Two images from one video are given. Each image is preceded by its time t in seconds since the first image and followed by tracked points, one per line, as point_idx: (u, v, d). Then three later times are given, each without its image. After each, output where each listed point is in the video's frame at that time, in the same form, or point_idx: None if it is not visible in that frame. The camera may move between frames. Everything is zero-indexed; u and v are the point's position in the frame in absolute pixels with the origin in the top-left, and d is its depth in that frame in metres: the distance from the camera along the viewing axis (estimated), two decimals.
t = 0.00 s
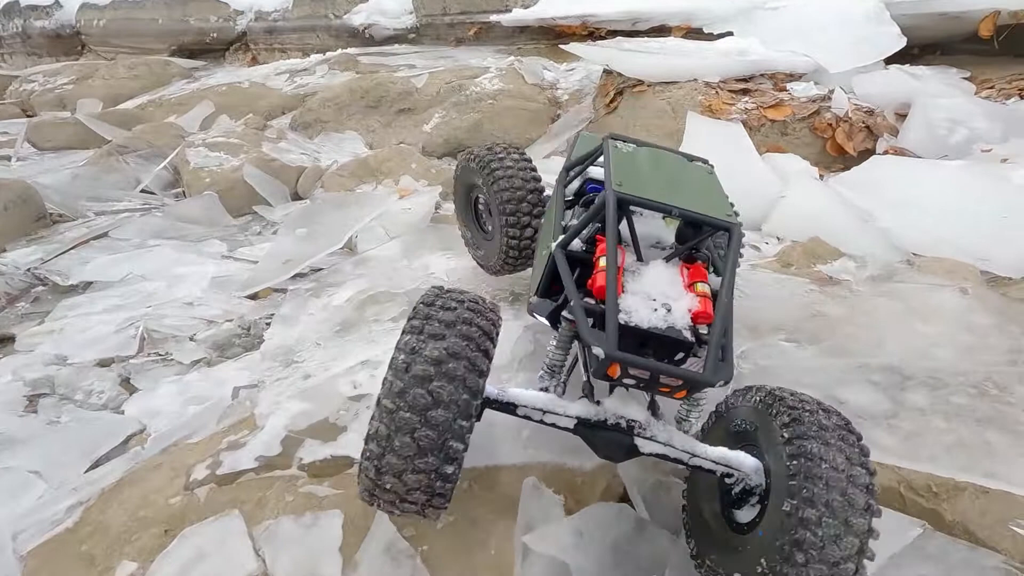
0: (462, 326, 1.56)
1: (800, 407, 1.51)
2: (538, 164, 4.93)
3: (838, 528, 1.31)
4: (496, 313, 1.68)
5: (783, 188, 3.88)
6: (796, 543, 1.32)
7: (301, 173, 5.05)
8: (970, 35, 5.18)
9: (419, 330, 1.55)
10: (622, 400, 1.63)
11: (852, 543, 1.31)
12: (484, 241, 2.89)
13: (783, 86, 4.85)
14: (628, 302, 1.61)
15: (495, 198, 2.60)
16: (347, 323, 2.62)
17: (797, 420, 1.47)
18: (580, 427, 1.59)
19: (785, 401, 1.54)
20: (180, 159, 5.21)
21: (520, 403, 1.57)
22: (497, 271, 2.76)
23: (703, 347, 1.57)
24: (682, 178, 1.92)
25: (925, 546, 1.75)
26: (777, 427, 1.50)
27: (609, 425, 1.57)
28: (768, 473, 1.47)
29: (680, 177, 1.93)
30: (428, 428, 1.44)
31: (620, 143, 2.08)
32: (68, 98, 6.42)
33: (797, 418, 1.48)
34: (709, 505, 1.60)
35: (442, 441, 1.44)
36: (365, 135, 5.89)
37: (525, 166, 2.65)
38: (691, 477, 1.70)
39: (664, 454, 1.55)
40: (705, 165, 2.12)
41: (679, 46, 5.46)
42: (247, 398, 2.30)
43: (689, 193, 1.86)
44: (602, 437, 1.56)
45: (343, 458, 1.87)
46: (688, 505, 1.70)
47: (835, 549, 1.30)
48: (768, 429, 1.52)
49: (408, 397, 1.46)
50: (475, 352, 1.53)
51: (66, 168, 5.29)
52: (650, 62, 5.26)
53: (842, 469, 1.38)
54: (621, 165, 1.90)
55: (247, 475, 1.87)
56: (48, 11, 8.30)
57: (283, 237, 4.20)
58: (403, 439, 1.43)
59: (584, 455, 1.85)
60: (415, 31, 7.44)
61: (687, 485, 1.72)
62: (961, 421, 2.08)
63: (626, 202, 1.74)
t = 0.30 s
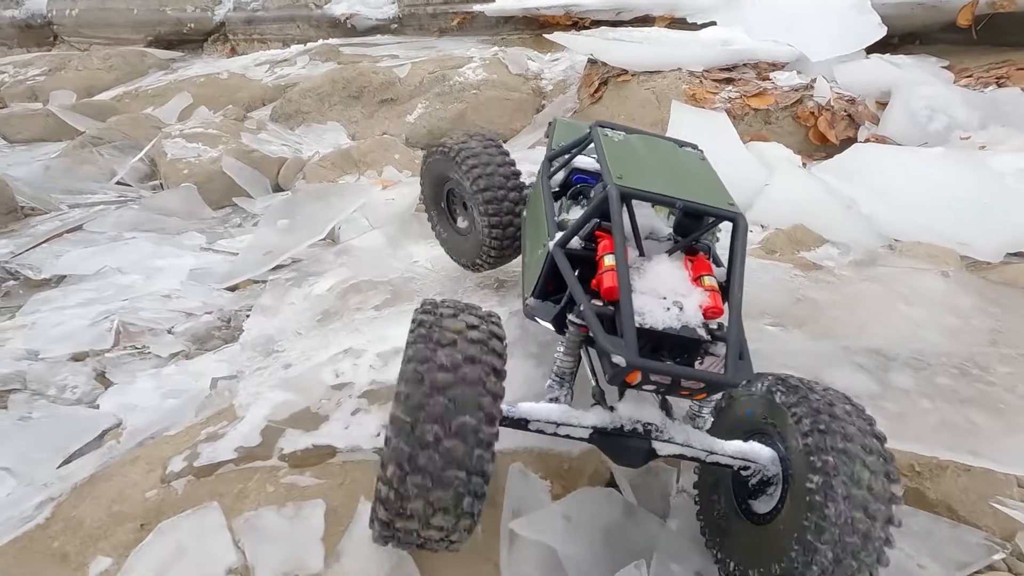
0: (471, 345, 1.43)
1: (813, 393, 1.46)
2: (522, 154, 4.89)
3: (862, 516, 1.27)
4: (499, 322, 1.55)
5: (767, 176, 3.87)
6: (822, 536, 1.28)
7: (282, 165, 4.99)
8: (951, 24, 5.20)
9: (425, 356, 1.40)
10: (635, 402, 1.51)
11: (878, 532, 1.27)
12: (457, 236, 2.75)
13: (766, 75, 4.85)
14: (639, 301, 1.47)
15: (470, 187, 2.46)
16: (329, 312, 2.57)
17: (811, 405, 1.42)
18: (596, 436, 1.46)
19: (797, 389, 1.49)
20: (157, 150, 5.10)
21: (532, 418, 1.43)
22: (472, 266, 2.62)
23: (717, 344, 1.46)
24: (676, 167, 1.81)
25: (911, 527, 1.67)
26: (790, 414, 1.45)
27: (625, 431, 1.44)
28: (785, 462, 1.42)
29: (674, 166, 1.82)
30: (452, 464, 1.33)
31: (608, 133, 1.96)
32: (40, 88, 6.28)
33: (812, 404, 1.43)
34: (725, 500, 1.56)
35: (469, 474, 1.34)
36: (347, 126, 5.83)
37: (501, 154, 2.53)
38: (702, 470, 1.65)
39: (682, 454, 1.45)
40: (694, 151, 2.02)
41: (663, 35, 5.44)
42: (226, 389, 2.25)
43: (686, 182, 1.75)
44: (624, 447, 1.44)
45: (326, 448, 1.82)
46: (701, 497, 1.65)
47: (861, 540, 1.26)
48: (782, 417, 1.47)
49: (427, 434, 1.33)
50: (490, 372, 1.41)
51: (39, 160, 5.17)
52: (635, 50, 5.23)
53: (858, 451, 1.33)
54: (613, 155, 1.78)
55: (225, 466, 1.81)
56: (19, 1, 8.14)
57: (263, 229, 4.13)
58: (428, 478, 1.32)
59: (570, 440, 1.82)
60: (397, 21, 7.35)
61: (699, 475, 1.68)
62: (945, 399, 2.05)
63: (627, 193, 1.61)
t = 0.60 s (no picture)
0: (424, 328, 1.33)
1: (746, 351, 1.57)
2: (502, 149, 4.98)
3: (786, 459, 1.41)
4: (456, 294, 1.47)
5: (744, 166, 3.99)
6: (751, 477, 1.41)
7: (267, 159, 5.06)
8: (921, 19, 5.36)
9: (377, 339, 1.32)
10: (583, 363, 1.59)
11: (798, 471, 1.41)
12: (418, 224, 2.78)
13: (744, 69, 4.98)
14: (578, 268, 1.51)
15: (425, 180, 2.46)
16: (319, 296, 2.65)
17: (744, 361, 1.54)
18: (549, 396, 1.54)
19: (732, 346, 1.60)
20: (141, 143, 5.13)
21: (487, 379, 1.49)
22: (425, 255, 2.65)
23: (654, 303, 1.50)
24: (617, 141, 1.83)
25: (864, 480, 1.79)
26: (726, 369, 1.56)
27: (575, 389, 1.52)
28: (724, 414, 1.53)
29: (614, 139, 1.83)
30: (402, 449, 1.28)
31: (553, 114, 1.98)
32: (18, 82, 6.24)
33: (744, 359, 1.54)
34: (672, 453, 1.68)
35: (418, 459, 1.30)
36: (331, 120, 5.89)
37: (458, 147, 2.52)
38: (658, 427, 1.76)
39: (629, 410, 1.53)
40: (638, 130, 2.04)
41: (643, 30, 5.55)
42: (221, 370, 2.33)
43: (626, 156, 1.77)
44: (574, 403, 1.52)
45: (318, 418, 1.91)
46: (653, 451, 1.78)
47: (784, 479, 1.40)
48: (719, 372, 1.58)
49: (376, 420, 1.28)
50: (443, 358, 1.31)
51: (21, 154, 5.18)
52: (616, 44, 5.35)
53: (785, 400, 1.46)
54: (554, 132, 1.78)
55: (221, 438, 1.90)
56: None
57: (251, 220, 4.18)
58: (377, 459, 1.29)
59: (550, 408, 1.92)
60: (381, 16, 7.40)
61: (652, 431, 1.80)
62: (899, 368, 2.20)
63: (567, 168, 1.62)
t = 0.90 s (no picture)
0: (462, 280, 1.44)
1: (763, 313, 1.64)
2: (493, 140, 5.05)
3: (806, 415, 1.49)
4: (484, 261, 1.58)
5: (736, 153, 4.08)
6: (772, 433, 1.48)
7: (262, 149, 5.00)
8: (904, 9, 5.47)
9: (418, 293, 1.42)
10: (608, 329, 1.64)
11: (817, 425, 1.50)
12: (432, 203, 2.87)
13: (733, 58, 5.06)
14: (605, 238, 1.56)
15: (447, 166, 2.55)
16: (328, 275, 2.70)
17: (762, 325, 1.60)
18: (576, 361, 1.59)
19: (748, 311, 1.67)
20: (132, 134, 5.11)
21: (517, 346, 1.54)
22: (445, 235, 2.78)
23: (677, 272, 1.56)
24: (633, 118, 1.90)
25: (864, 437, 1.88)
26: (744, 332, 1.63)
27: (602, 354, 1.57)
28: (741, 376, 1.60)
29: (629, 116, 1.91)
30: (451, 386, 1.36)
31: (568, 92, 2.03)
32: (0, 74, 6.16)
33: (762, 322, 1.61)
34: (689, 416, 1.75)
35: (466, 397, 1.38)
36: (323, 110, 5.90)
37: (474, 131, 2.59)
38: (671, 392, 1.84)
39: (652, 373, 1.59)
40: (648, 107, 2.11)
41: (633, 21, 5.62)
42: (236, 345, 2.38)
43: (642, 132, 1.83)
44: (602, 368, 1.57)
45: (340, 386, 1.97)
46: (669, 415, 1.85)
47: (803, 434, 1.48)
48: (737, 336, 1.66)
49: (424, 362, 1.36)
50: (481, 304, 1.42)
51: (10, 145, 5.14)
52: (607, 35, 5.42)
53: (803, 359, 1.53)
54: (574, 110, 1.85)
55: (246, 406, 1.95)
56: None
57: (247, 210, 4.18)
58: (427, 400, 1.36)
59: (565, 376, 2.00)
60: (369, 8, 7.46)
61: (667, 397, 1.88)
62: (893, 334, 2.30)
63: (590, 143, 1.69)
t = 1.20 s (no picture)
0: (483, 289, 1.47)
1: (764, 297, 1.72)
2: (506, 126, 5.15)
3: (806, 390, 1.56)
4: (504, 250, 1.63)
5: (727, 147, 4.17)
6: (773, 409, 1.57)
7: (255, 145, 5.07)
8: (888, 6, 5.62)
9: (440, 301, 1.46)
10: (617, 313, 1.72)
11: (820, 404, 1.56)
12: (433, 196, 2.94)
13: (723, 54, 5.17)
14: (613, 224, 1.64)
15: (446, 159, 2.61)
16: (336, 267, 2.76)
17: (762, 307, 1.69)
18: (588, 342, 1.68)
19: (749, 295, 1.76)
20: (125, 130, 5.10)
21: (532, 328, 1.62)
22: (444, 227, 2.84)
23: (682, 256, 1.64)
24: (633, 110, 1.98)
25: (859, 414, 1.99)
26: (746, 315, 1.72)
27: (613, 335, 1.67)
28: (744, 356, 1.69)
29: (630, 109, 1.99)
30: (469, 396, 1.46)
31: (571, 87, 2.11)
32: None
33: (763, 306, 1.70)
34: (694, 396, 1.84)
35: (490, 364, 1.46)
36: (315, 107, 5.92)
37: (473, 125, 2.65)
38: (677, 373, 1.93)
39: (659, 354, 1.67)
40: (648, 100, 2.19)
41: (623, 17, 5.70)
42: (250, 336, 2.45)
43: (644, 124, 1.91)
44: (612, 349, 1.67)
45: (358, 372, 2.05)
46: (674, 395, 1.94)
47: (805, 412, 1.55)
48: (740, 319, 1.74)
49: (444, 372, 1.44)
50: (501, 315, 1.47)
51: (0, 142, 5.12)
52: (598, 29, 5.50)
53: (803, 340, 1.61)
54: (578, 104, 1.93)
55: (267, 393, 2.03)
56: None
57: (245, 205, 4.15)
58: (446, 406, 1.46)
59: (573, 361, 2.09)
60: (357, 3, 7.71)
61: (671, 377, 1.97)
62: (885, 318, 2.41)
63: (595, 136, 1.76)
